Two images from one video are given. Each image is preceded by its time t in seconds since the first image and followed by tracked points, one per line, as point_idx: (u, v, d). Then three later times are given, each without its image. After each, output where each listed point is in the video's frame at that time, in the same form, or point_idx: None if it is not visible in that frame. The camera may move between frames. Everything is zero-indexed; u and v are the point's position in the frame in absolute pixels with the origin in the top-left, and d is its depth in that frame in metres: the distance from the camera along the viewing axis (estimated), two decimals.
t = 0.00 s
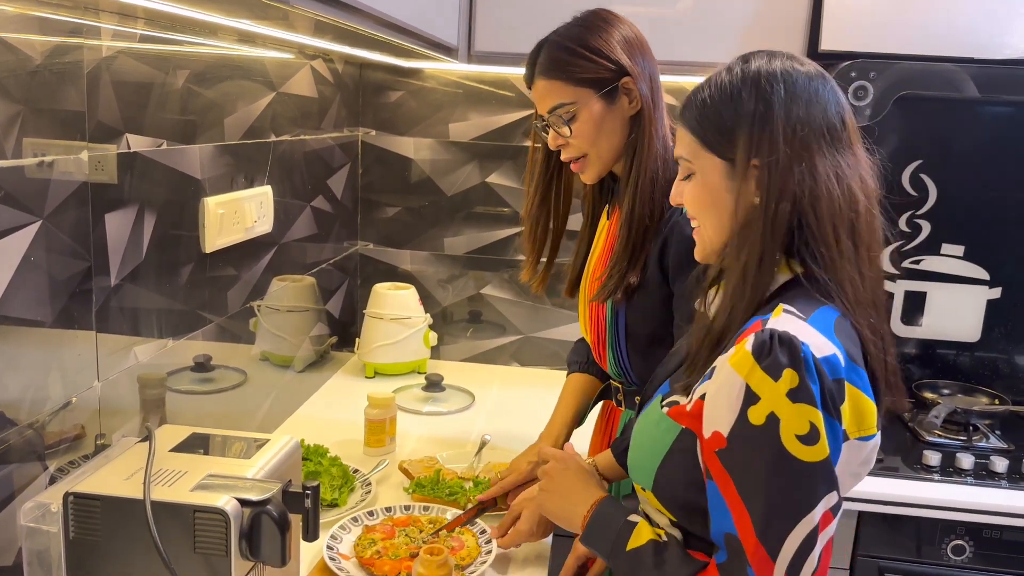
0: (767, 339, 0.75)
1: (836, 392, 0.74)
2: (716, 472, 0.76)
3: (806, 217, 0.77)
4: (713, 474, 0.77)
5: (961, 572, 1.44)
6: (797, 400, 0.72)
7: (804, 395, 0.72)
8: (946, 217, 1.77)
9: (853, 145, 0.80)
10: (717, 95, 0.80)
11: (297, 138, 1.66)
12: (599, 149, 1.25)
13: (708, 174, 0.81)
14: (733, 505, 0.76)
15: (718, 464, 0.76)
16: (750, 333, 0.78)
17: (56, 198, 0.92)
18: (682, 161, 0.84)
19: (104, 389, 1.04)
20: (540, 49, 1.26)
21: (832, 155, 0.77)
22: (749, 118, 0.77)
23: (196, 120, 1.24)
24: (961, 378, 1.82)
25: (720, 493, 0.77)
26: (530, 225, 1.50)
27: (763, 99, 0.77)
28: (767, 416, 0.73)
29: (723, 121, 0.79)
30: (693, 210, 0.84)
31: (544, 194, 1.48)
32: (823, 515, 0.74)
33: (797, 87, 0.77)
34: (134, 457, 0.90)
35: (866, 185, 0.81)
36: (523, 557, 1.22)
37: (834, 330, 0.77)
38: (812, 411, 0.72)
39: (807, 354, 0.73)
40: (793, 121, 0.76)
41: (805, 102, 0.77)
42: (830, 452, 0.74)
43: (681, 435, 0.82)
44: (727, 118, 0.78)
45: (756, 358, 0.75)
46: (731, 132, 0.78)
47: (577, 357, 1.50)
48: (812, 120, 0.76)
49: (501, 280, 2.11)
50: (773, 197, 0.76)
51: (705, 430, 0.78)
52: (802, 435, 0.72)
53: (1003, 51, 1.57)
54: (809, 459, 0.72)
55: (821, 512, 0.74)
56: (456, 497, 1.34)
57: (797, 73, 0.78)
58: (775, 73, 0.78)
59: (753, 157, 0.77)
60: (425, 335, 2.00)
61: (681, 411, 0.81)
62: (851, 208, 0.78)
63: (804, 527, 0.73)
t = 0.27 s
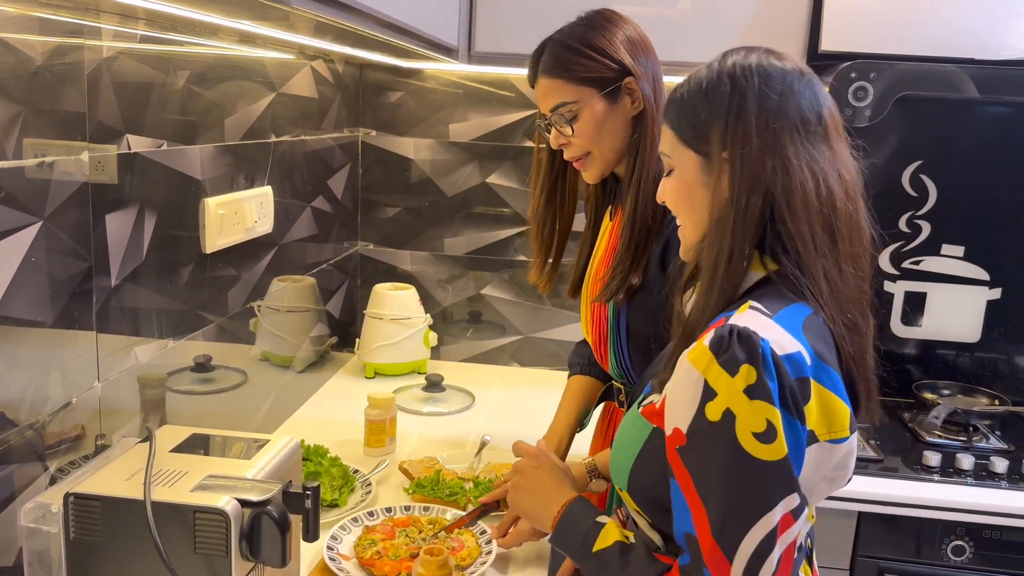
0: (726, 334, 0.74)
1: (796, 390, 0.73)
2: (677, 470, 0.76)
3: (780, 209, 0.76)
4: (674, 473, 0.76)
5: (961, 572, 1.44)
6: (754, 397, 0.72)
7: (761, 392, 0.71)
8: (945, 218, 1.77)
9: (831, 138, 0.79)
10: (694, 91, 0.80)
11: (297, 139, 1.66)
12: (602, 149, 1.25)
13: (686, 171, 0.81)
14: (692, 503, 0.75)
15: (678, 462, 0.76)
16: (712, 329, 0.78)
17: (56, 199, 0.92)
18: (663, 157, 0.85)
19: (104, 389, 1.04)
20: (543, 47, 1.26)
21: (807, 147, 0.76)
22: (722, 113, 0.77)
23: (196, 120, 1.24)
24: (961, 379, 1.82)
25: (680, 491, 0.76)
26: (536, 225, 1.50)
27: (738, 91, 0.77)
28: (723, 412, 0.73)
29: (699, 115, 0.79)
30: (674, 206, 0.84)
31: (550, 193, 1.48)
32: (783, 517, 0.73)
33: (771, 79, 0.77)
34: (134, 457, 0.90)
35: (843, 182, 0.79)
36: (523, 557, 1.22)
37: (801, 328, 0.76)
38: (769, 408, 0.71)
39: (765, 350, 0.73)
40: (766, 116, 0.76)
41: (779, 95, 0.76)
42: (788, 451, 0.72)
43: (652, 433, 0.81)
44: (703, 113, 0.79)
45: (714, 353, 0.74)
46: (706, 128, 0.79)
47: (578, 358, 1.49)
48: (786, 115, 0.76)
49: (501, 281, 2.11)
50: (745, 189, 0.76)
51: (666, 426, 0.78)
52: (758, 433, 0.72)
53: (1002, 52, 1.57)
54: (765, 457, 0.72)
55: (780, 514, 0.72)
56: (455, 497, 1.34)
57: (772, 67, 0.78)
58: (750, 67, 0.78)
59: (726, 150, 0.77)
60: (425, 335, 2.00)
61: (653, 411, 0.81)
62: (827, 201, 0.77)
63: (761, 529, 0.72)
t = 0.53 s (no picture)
0: (695, 338, 0.73)
1: (769, 392, 0.71)
2: (655, 479, 0.75)
3: (727, 210, 0.76)
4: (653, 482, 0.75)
5: (962, 573, 1.44)
6: (723, 401, 0.70)
7: (730, 395, 0.70)
8: (945, 218, 1.77)
9: (771, 135, 0.78)
10: (630, 112, 0.82)
11: (298, 139, 1.66)
12: (603, 148, 1.25)
13: (639, 189, 0.82)
14: (671, 513, 0.74)
15: (655, 470, 0.75)
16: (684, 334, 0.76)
17: (57, 199, 0.92)
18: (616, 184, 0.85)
19: (104, 390, 1.04)
20: (544, 47, 1.26)
21: (743, 146, 0.76)
22: (654, 127, 0.78)
23: (196, 121, 1.24)
24: (962, 379, 1.82)
25: (659, 501, 0.75)
26: (538, 225, 1.49)
27: (662, 105, 0.78)
28: (693, 417, 0.71)
29: (636, 135, 0.80)
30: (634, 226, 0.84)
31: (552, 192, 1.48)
32: (762, 525, 0.71)
33: (695, 89, 0.77)
34: (134, 458, 0.90)
35: (792, 175, 0.79)
36: (524, 558, 1.21)
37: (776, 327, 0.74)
38: (740, 412, 0.70)
39: (735, 352, 0.71)
40: (697, 123, 0.76)
41: (704, 102, 0.76)
42: (764, 455, 0.71)
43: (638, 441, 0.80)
44: (639, 132, 0.80)
45: (684, 357, 0.73)
46: (644, 145, 0.80)
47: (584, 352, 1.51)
48: (718, 119, 0.76)
49: (502, 281, 2.11)
50: (687, 197, 0.76)
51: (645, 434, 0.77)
52: (730, 437, 0.70)
53: (1003, 52, 1.57)
54: (739, 462, 0.70)
55: (758, 521, 0.71)
56: (456, 498, 1.34)
57: (696, 77, 0.78)
58: (672, 82, 0.79)
59: (662, 163, 0.77)
60: (426, 335, 2.00)
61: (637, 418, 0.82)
62: (774, 196, 0.77)
63: (739, 537, 0.71)
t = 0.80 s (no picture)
0: (679, 342, 0.72)
1: (754, 397, 0.70)
2: (643, 487, 0.74)
3: (710, 213, 0.74)
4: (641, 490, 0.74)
5: (965, 573, 1.44)
6: (706, 405, 0.69)
7: (713, 400, 0.69)
8: (947, 217, 1.77)
9: (756, 136, 0.76)
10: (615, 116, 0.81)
11: (298, 139, 1.66)
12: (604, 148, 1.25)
13: (625, 194, 0.81)
14: (658, 521, 0.73)
15: (642, 477, 0.74)
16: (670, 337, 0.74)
17: (57, 200, 0.92)
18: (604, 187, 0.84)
19: (105, 390, 1.03)
20: (545, 47, 1.26)
21: (726, 148, 0.74)
22: (636, 130, 0.77)
23: (197, 121, 1.24)
24: (964, 378, 1.82)
25: (648, 509, 0.74)
26: (540, 226, 1.49)
27: (644, 107, 0.76)
28: (676, 423, 0.71)
29: (621, 139, 0.79)
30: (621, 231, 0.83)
31: (553, 192, 1.47)
32: (749, 532, 0.70)
33: (677, 91, 0.76)
34: (135, 458, 0.90)
35: (778, 178, 0.77)
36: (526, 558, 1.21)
37: (763, 330, 0.72)
38: (724, 416, 0.69)
39: (718, 355, 0.70)
40: (678, 125, 0.74)
41: (687, 104, 0.75)
42: (749, 461, 0.70)
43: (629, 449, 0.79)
44: (623, 136, 0.79)
45: (667, 362, 0.72)
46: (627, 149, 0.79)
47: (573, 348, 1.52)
48: (699, 121, 0.74)
49: (502, 281, 2.11)
50: (669, 200, 0.74)
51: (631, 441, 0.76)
52: (714, 443, 0.69)
53: (1006, 51, 1.57)
54: (723, 468, 0.69)
55: (745, 529, 0.70)
56: (457, 498, 1.34)
57: (679, 79, 0.77)
58: (655, 83, 0.77)
59: (643, 167, 0.76)
60: (427, 335, 2.00)
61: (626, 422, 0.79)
62: (758, 198, 0.75)
63: (726, 545, 0.70)
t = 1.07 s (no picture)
0: (682, 347, 0.71)
1: (756, 404, 0.69)
2: (640, 492, 0.73)
3: (709, 217, 0.73)
4: (639, 496, 0.74)
5: (965, 572, 1.44)
6: (707, 412, 0.69)
7: (715, 407, 0.68)
8: (946, 217, 1.77)
9: (758, 138, 0.75)
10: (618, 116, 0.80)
11: (298, 140, 1.66)
12: (598, 151, 1.24)
13: (627, 195, 0.80)
14: (655, 527, 0.72)
15: (640, 481, 0.73)
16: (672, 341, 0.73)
17: (57, 201, 0.92)
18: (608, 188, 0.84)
19: (105, 391, 1.03)
20: (538, 50, 1.26)
21: (727, 150, 0.72)
22: (637, 131, 0.76)
23: (197, 122, 1.24)
24: (964, 378, 1.82)
25: (645, 513, 0.74)
26: (533, 228, 1.47)
27: (645, 108, 0.75)
28: (676, 429, 0.70)
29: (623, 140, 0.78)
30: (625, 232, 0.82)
31: (546, 194, 1.46)
32: (746, 542, 0.69)
33: (679, 91, 0.74)
34: (135, 459, 0.90)
35: (782, 181, 0.75)
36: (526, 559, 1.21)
37: (767, 336, 0.71)
38: (725, 424, 0.68)
39: (721, 362, 0.69)
40: (679, 127, 0.73)
41: (688, 105, 0.74)
42: (749, 469, 0.69)
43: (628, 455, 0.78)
44: (625, 136, 0.78)
45: (669, 367, 0.71)
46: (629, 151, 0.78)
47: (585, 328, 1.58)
48: (700, 123, 0.73)
49: (502, 281, 2.11)
50: (668, 203, 0.73)
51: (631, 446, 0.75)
52: (714, 450, 0.68)
53: (1006, 50, 1.56)
54: (723, 476, 0.68)
55: (742, 538, 0.69)
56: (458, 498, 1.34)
57: (682, 79, 0.75)
58: (658, 83, 0.76)
59: (644, 169, 0.75)
60: (427, 336, 2.00)
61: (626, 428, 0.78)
62: (759, 202, 0.73)
63: (722, 554, 0.69)
